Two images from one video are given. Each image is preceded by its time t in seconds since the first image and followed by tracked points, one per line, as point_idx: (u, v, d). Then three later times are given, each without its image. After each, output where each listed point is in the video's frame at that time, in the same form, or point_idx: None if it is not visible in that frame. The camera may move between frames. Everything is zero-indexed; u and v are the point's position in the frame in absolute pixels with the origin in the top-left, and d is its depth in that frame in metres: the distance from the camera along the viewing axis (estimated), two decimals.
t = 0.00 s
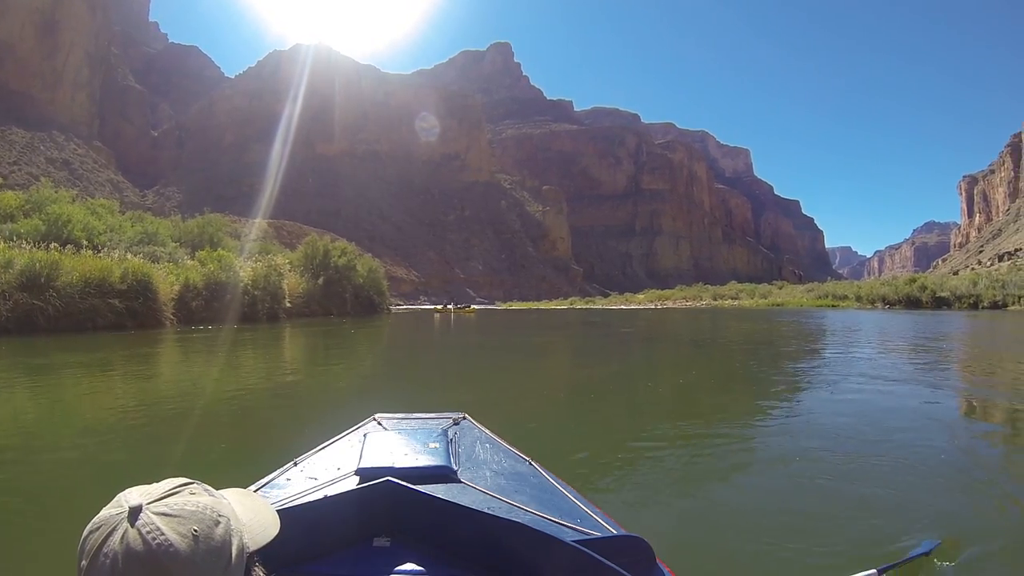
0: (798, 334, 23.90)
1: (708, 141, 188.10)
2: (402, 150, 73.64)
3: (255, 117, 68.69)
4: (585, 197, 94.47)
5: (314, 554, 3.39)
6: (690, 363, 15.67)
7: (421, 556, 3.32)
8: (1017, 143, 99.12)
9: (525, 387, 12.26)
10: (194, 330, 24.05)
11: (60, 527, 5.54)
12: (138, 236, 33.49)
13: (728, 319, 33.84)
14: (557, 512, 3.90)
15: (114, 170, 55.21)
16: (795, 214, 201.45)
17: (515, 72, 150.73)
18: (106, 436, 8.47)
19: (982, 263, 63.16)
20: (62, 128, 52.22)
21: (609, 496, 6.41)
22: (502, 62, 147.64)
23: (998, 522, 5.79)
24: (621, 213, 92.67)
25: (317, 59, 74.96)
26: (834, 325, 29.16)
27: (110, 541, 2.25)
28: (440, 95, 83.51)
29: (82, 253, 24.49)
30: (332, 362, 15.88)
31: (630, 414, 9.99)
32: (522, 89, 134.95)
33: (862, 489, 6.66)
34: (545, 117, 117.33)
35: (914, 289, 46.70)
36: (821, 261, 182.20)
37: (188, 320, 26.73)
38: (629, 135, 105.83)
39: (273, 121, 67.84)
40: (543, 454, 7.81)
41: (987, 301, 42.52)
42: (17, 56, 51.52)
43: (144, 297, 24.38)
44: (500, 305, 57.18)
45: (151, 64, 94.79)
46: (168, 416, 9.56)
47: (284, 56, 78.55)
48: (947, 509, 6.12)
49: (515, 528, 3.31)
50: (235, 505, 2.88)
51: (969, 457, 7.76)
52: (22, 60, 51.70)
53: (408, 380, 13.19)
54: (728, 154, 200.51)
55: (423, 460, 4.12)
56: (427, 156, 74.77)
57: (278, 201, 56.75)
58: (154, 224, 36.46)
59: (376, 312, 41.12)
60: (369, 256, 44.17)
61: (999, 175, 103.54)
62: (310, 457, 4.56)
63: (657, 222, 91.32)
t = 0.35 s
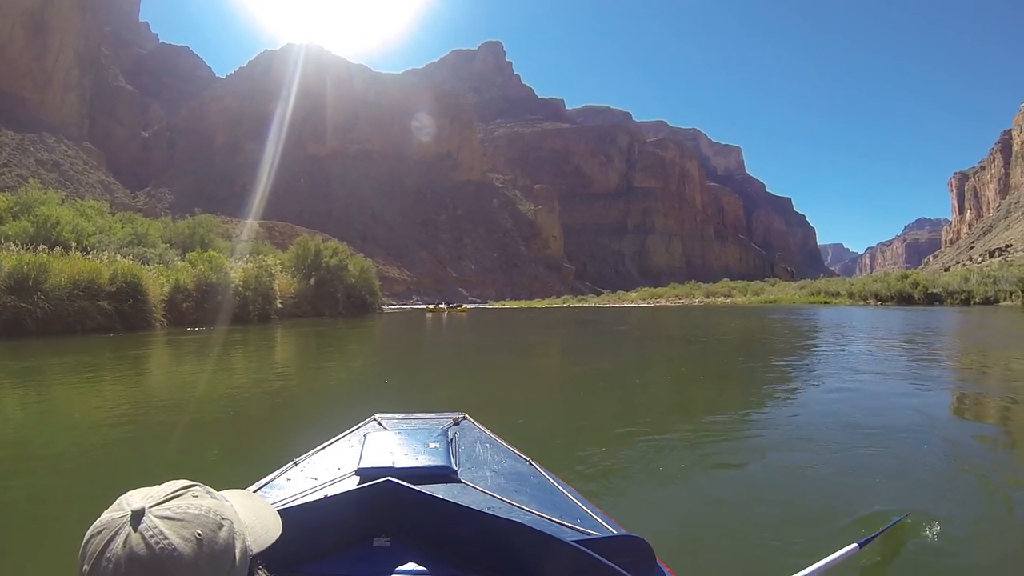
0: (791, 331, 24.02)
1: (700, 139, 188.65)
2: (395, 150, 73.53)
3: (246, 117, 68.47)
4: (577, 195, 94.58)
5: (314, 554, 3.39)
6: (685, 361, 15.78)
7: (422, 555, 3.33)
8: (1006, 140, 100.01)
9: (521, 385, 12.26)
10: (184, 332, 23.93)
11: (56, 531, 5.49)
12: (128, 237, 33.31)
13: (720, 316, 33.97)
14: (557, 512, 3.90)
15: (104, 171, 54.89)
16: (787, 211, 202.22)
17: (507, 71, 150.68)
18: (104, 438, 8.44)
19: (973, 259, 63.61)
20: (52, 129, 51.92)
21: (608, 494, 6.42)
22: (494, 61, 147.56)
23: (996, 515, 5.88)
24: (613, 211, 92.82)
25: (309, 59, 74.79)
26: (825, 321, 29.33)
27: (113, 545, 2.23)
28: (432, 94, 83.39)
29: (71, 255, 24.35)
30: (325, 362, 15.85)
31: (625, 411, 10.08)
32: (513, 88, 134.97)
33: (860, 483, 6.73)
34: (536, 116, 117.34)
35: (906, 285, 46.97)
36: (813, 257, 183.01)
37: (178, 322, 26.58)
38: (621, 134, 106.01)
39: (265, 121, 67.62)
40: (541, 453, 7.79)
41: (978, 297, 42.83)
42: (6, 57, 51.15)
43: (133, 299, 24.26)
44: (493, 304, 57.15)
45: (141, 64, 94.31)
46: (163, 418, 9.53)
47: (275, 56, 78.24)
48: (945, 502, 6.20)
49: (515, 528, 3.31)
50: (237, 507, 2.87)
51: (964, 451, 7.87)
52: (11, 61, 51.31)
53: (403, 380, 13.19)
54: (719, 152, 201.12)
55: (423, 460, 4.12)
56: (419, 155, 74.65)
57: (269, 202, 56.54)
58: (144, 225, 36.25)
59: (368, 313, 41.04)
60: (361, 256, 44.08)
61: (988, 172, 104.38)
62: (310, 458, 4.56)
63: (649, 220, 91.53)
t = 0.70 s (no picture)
0: (784, 332, 24.05)
1: (693, 140, 189.08)
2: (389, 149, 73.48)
3: (240, 116, 68.31)
4: (571, 196, 94.67)
5: (315, 553, 3.37)
6: (680, 362, 15.80)
7: (422, 555, 3.34)
8: (998, 144, 100.78)
9: (517, 386, 12.28)
10: (174, 331, 23.80)
11: (52, 532, 5.43)
12: (119, 234, 33.15)
13: (713, 317, 34.01)
14: (557, 511, 3.91)
15: (97, 168, 54.59)
16: (779, 214, 202.92)
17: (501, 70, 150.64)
18: (101, 438, 8.39)
19: (965, 262, 64.00)
20: (44, 126, 51.71)
21: (607, 494, 6.47)
22: (488, 61, 147.61)
23: (993, 513, 5.95)
24: (606, 212, 93.01)
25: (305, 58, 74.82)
26: (816, 323, 29.56)
27: (125, 546, 2.22)
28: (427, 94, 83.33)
29: (60, 252, 24.24)
30: (317, 362, 15.79)
31: (622, 411, 10.10)
32: (508, 88, 134.96)
33: (858, 482, 6.83)
34: (530, 117, 117.43)
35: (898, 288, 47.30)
36: (805, 259, 183.76)
37: (169, 320, 26.41)
38: (615, 134, 106.26)
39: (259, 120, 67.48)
40: (540, 454, 7.80)
41: (971, 300, 43.13)
42: None
43: (123, 297, 24.14)
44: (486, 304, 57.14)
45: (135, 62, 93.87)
46: (158, 418, 9.47)
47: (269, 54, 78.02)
48: (943, 501, 6.28)
49: (516, 528, 3.30)
50: (245, 508, 2.88)
51: (957, 450, 7.99)
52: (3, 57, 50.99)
53: (395, 380, 13.16)
54: (713, 153, 201.25)
55: (423, 459, 4.12)
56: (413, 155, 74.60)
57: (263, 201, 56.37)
58: (135, 223, 36.09)
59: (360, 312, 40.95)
60: (354, 255, 44.02)
61: (981, 176, 105.07)
62: (310, 457, 4.54)
63: (643, 221, 91.73)
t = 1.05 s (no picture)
0: (777, 335, 24.11)
1: (688, 143, 189.72)
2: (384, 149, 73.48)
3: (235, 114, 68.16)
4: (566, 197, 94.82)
5: (313, 554, 3.37)
6: (675, 364, 15.80)
7: (422, 555, 3.33)
8: (991, 149, 101.23)
9: (514, 387, 12.30)
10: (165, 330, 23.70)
11: (46, 531, 5.42)
12: (111, 232, 32.99)
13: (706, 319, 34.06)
14: (557, 512, 3.91)
15: (91, 165, 54.37)
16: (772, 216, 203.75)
17: (497, 71, 150.75)
18: (97, 438, 8.34)
19: (957, 265, 64.38)
20: (38, 124, 51.52)
21: (608, 496, 6.46)
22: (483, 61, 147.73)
23: (992, 515, 5.97)
24: (600, 213, 93.21)
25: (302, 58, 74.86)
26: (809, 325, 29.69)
27: (116, 545, 2.21)
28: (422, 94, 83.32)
29: (50, 250, 24.09)
30: (309, 362, 15.75)
31: (619, 413, 10.08)
32: (503, 88, 135.13)
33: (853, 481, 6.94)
34: (525, 118, 117.51)
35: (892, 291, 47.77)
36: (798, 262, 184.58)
37: (161, 320, 26.27)
38: (610, 136, 106.54)
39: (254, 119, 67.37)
40: (538, 455, 7.83)
41: (964, 303, 43.41)
42: None
43: (113, 296, 24.01)
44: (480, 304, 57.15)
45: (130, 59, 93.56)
46: (152, 418, 9.43)
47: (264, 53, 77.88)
48: (939, 501, 6.37)
49: (515, 526, 3.30)
50: (237, 507, 2.87)
51: (949, 450, 8.11)
52: None
53: (388, 380, 13.14)
54: (707, 155, 202.00)
55: (424, 460, 4.11)
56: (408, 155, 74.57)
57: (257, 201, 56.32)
58: (127, 221, 35.91)
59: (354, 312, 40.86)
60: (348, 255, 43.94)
61: (973, 180, 105.76)
62: (310, 457, 4.53)
63: (637, 223, 91.97)
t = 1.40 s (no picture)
0: (771, 334, 24.15)
1: (683, 143, 190.13)
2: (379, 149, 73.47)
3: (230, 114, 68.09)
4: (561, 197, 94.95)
5: (312, 554, 3.36)
6: (670, 362, 15.79)
7: (422, 555, 3.32)
8: (985, 148, 101.80)
9: (510, 386, 12.33)
10: (157, 330, 23.66)
11: (42, 531, 5.44)
12: (103, 232, 32.88)
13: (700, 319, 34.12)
14: (558, 512, 3.92)
15: (84, 165, 54.13)
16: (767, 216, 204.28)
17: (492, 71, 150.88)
18: (95, 440, 8.30)
19: (951, 265, 64.63)
20: (31, 124, 51.37)
21: (610, 497, 6.41)
22: (478, 62, 147.85)
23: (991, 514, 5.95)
24: (595, 213, 93.37)
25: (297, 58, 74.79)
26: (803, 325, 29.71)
27: (110, 547, 2.19)
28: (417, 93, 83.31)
29: (42, 250, 24.00)
30: (304, 362, 15.76)
31: (614, 413, 10.08)
32: (499, 88, 135.26)
33: (856, 479, 7.01)
34: (520, 118, 117.43)
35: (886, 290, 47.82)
36: (793, 261, 185.04)
37: (153, 320, 26.22)
38: (605, 136, 106.73)
39: (248, 118, 67.28)
40: (537, 454, 7.84)
41: (958, 302, 43.56)
42: None
43: (105, 296, 23.92)
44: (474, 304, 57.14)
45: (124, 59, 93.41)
46: (146, 419, 9.40)
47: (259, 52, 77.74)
48: (942, 497, 6.46)
49: (515, 526, 3.30)
50: (230, 509, 2.88)
51: (945, 448, 8.24)
52: None
53: (383, 380, 13.16)
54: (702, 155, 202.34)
55: (424, 460, 4.11)
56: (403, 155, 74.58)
57: (251, 201, 56.23)
58: (119, 221, 35.79)
59: (348, 312, 40.82)
60: (342, 255, 43.90)
61: (967, 180, 106.25)
62: (310, 457, 4.54)
63: (632, 223, 92.17)
